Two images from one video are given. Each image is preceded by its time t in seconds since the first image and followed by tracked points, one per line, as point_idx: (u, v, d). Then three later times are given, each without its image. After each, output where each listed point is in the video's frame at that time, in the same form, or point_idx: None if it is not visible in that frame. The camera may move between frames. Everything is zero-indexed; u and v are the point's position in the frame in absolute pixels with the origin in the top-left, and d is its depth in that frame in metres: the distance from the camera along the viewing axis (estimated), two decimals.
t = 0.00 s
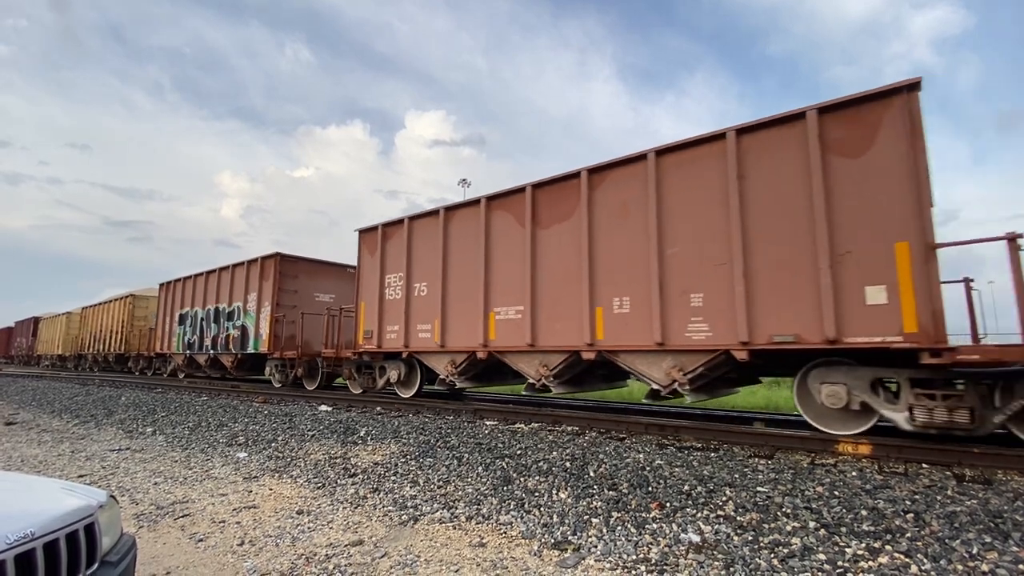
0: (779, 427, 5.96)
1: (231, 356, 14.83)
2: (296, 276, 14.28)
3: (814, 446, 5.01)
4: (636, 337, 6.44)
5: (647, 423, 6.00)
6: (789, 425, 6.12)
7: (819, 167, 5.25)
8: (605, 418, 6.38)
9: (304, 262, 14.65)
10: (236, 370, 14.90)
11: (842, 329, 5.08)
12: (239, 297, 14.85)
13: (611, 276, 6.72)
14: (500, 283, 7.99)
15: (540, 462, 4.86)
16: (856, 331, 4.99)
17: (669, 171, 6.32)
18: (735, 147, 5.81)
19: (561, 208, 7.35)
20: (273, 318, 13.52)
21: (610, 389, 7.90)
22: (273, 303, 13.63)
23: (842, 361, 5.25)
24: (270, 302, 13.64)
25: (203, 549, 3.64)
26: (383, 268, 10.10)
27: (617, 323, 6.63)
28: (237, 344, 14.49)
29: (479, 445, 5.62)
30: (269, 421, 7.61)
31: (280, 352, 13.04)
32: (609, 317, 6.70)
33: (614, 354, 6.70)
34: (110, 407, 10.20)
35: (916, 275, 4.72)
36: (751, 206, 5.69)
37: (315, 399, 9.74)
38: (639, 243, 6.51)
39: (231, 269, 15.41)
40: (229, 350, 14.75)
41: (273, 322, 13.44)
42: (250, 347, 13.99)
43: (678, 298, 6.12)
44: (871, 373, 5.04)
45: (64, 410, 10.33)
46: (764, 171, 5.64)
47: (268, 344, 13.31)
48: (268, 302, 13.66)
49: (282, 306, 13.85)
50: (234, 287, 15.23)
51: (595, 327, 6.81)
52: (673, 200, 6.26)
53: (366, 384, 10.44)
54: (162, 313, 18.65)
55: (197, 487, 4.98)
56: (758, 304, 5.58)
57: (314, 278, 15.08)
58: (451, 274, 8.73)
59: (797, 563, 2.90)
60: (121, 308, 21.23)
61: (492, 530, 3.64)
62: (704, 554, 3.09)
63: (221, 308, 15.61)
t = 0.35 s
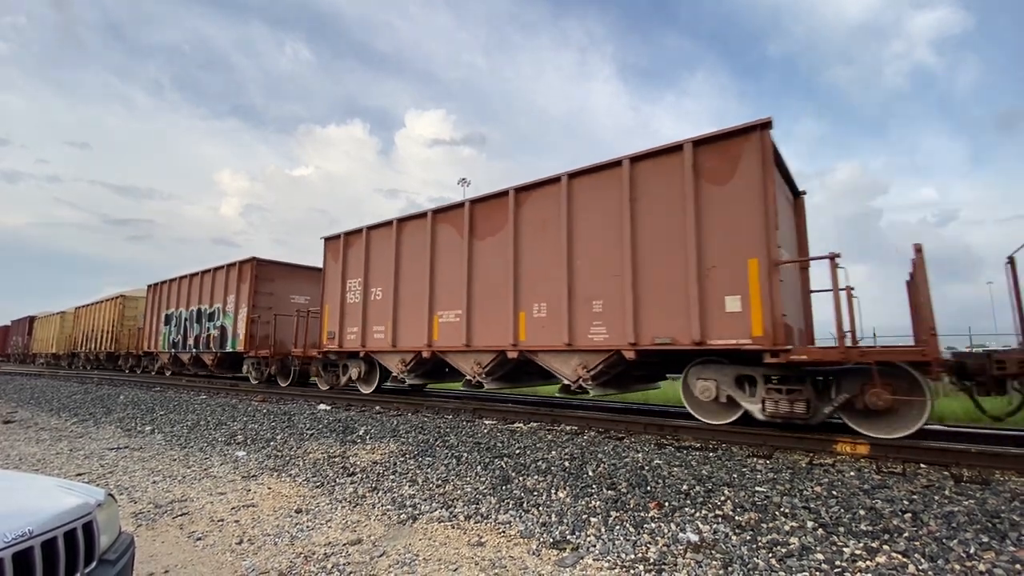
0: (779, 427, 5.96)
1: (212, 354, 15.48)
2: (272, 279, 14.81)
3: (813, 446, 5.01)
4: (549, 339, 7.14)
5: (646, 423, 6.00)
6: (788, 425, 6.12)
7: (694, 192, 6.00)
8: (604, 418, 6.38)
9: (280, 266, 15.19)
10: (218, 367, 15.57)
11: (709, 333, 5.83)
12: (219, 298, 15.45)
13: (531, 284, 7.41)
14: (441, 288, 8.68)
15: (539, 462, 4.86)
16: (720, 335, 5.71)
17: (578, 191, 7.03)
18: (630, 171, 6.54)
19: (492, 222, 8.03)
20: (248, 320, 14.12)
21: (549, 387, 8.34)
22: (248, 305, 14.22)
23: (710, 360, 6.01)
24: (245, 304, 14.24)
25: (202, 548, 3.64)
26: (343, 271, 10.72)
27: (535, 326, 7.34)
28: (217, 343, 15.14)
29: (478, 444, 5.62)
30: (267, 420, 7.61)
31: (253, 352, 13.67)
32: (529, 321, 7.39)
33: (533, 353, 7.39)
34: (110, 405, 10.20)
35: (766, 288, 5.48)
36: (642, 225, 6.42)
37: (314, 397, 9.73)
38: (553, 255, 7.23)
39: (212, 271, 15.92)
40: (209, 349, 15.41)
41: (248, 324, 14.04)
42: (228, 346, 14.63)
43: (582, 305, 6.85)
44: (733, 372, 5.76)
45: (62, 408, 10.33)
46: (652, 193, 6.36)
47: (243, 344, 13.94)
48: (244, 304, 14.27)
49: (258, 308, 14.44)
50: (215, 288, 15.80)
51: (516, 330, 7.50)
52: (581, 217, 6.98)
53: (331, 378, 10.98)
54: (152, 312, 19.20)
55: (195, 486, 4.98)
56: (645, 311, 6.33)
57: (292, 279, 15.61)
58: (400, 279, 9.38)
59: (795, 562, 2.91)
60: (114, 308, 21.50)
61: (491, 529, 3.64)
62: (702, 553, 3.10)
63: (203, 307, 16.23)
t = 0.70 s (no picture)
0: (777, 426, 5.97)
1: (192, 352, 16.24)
2: (249, 281, 15.63)
3: (810, 447, 5.02)
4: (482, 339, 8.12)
5: (644, 423, 6.01)
6: (785, 425, 6.13)
7: (596, 212, 7.05)
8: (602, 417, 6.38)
9: (258, 270, 16.03)
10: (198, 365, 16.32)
11: (605, 333, 6.84)
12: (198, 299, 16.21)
13: (469, 290, 8.42)
14: (394, 294, 9.68)
15: (537, 461, 4.86)
16: (612, 335, 6.73)
17: (508, 208, 8.07)
18: (546, 193, 7.60)
19: (438, 233, 9.06)
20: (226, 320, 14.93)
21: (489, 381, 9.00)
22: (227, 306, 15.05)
23: (613, 359, 7.02)
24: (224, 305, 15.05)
25: (198, 546, 3.63)
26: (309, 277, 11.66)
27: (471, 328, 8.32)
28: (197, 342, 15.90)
29: (476, 443, 5.62)
30: (265, 419, 7.59)
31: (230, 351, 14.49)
32: (467, 323, 8.40)
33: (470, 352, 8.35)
34: (107, 404, 10.17)
35: (649, 295, 6.52)
36: (558, 239, 7.43)
37: (312, 397, 9.72)
38: (486, 264, 8.25)
39: (194, 274, 16.70)
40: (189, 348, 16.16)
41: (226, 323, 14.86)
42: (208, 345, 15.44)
43: (508, 309, 7.86)
44: (626, 368, 6.79)
45: (58, 407, 10.30)
46: (565, 211, 7.41)
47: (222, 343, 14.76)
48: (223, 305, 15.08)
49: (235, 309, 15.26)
50: (196, 289, 16.53)
51: (456, 331, 8.49)
52: (508, 232, 8.04)
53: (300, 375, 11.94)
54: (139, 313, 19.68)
55: (192, 485, 4.98)
56: (557, 315, 7.33)
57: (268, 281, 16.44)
58: (359, 285, 10.36)
59: (792, 562, 2.91)
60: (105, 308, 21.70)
61: (489, 528, 3.64)
62: (700, 553, 3.10)
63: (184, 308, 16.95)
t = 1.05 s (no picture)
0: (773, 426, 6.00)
1: (174, 352, 16.99)
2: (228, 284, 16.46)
3: (807, 447, 5.04)
4: (425, 340, 8.96)
5: (641, 423, 6.02)
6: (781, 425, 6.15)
7: (521, 227, 7.91)
8: (600, 417, 6.38)
9: (236, 272, 16.97)
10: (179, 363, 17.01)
11: (526, 335, 7.64)
12: (180, 300, 17.00)
13: (415, 296, 9.27)
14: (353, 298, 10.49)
15: (535, 461, 4.86)
16: (531, 337, 7.53)
17: (449, 222, 8.95)
18: (481, 208, 8.47)
19: (390, 242, 9.91)
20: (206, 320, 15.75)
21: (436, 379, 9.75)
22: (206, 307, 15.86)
23: (533, 359, 7.84)
24: (203, 307, 15.86)
25: (196, 546, 3.63)
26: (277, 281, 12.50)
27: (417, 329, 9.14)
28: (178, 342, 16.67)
29: (473, 443, 5.61)
30: (262, 418, 7.58)
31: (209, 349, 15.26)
32: (413, 326, 9.23)
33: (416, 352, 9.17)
34: (103, 403, 10.14)
35: (561, 303, 7.33)
36: (490, 251, 8.29)
37: (309, 396, 9.72)
38: (431, 271, 9.08)
39: (177, 278, 17.55)
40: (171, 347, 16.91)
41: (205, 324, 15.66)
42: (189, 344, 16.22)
43: (448, 313, 8.71)
44: (545, 367, 7.56)
45: (54, 406, 10.26)
46: (495, 226, 8.29)
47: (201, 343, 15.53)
48: (202, 307, 15.88)
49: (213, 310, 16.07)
50: (178, 293, 17.27)
51: (404, 332, 9.32)
52: (450, 242, 8.89)
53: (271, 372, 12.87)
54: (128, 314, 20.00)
55: (189, 484, 4.97)
56: (488, 319, 8.17)
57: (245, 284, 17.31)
58: (322, 289, 11.13)
59: (788, 562, 2.92)
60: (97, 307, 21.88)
61: (487, 528, 3.64)
62: (697, 553, 3.11)
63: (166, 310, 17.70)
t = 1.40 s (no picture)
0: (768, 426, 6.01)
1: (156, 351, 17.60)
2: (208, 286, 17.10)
3: (803, 447, 5.06)
4: (376, 340, 9.94)
5: (638, 423, 6.02)
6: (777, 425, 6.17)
7: (459, 239, 8.94)
8: (597, 417, 6.39)
9: (216, 274, 17.59)
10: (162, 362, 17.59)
11: (461, 336, 8.64)
12: (162, 301, 17.62)
13: (369, 301, 10.25)
14: (317, 300, 11.44)
15: (532, 461, 4.86)
16: (465, 337, 8.53)
17: (398, 232, 9.95)
18: (425, 221, 9.49)
19: (349, 250, 10.89)
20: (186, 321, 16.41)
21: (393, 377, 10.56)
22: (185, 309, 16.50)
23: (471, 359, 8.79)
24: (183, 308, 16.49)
25: (192, 546, 3.61)
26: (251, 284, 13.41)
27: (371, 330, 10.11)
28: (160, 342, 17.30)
29: (470, 443, 5.61)
30: (258, 418, 7.57)
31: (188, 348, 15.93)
32: (367, 327, 10.20)
33: (384, 350, 9.84)
34: (98, 402, 10.09)
35: (490, 307, 8.33)
36: (433, 259, 9.28)
37: (305, 396, 9.70)
38: (383, 277, 10.06)
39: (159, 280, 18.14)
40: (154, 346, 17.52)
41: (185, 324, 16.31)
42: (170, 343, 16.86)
43: (396, 316, 9.71)
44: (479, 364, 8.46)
45: (49, 405, 10.20)
46: (438, 237, 9.30)
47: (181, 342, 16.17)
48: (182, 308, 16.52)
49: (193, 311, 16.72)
50: (160, 294, 17.87)
51: (358, 333, 10.28)
52: (400, 251, 9.87)
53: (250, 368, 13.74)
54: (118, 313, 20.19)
55: (185, 484, 4.95)
56: (430, 322, 9.16)
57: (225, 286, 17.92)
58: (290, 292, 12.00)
59: (785, 561, 2.93)
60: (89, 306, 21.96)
61: (484, 528, 3.63)
62: (694, 552, 3.11)
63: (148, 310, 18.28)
